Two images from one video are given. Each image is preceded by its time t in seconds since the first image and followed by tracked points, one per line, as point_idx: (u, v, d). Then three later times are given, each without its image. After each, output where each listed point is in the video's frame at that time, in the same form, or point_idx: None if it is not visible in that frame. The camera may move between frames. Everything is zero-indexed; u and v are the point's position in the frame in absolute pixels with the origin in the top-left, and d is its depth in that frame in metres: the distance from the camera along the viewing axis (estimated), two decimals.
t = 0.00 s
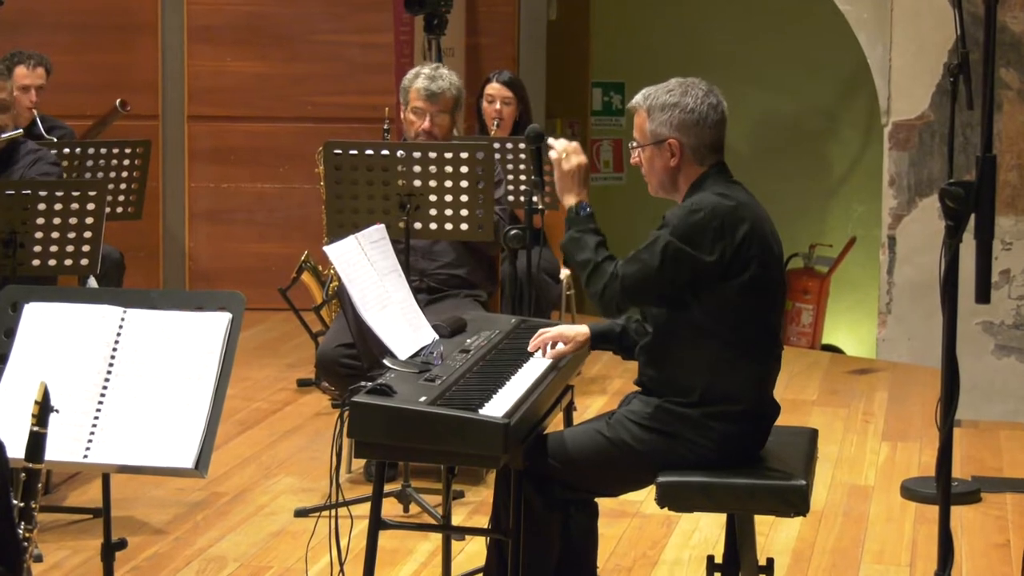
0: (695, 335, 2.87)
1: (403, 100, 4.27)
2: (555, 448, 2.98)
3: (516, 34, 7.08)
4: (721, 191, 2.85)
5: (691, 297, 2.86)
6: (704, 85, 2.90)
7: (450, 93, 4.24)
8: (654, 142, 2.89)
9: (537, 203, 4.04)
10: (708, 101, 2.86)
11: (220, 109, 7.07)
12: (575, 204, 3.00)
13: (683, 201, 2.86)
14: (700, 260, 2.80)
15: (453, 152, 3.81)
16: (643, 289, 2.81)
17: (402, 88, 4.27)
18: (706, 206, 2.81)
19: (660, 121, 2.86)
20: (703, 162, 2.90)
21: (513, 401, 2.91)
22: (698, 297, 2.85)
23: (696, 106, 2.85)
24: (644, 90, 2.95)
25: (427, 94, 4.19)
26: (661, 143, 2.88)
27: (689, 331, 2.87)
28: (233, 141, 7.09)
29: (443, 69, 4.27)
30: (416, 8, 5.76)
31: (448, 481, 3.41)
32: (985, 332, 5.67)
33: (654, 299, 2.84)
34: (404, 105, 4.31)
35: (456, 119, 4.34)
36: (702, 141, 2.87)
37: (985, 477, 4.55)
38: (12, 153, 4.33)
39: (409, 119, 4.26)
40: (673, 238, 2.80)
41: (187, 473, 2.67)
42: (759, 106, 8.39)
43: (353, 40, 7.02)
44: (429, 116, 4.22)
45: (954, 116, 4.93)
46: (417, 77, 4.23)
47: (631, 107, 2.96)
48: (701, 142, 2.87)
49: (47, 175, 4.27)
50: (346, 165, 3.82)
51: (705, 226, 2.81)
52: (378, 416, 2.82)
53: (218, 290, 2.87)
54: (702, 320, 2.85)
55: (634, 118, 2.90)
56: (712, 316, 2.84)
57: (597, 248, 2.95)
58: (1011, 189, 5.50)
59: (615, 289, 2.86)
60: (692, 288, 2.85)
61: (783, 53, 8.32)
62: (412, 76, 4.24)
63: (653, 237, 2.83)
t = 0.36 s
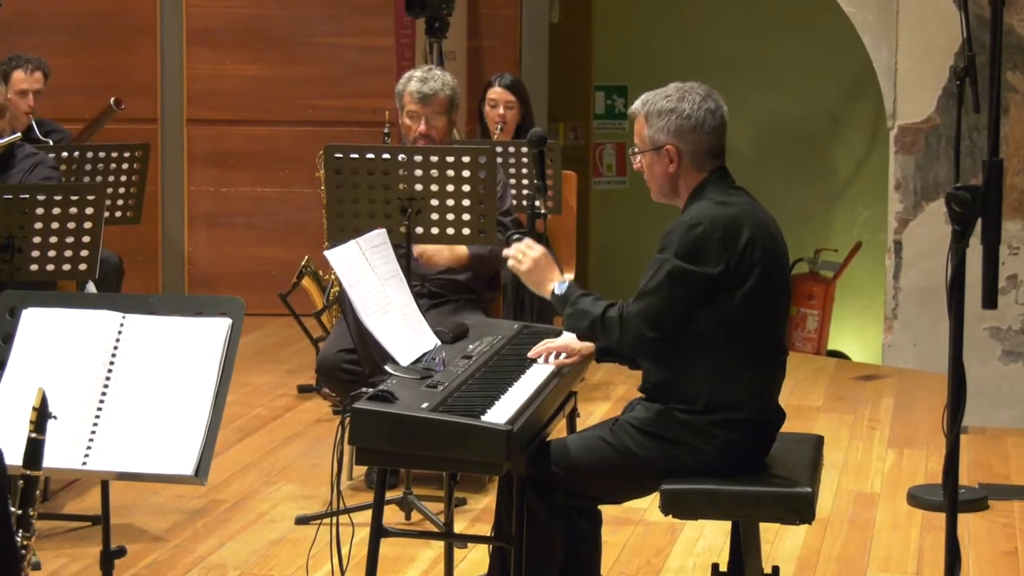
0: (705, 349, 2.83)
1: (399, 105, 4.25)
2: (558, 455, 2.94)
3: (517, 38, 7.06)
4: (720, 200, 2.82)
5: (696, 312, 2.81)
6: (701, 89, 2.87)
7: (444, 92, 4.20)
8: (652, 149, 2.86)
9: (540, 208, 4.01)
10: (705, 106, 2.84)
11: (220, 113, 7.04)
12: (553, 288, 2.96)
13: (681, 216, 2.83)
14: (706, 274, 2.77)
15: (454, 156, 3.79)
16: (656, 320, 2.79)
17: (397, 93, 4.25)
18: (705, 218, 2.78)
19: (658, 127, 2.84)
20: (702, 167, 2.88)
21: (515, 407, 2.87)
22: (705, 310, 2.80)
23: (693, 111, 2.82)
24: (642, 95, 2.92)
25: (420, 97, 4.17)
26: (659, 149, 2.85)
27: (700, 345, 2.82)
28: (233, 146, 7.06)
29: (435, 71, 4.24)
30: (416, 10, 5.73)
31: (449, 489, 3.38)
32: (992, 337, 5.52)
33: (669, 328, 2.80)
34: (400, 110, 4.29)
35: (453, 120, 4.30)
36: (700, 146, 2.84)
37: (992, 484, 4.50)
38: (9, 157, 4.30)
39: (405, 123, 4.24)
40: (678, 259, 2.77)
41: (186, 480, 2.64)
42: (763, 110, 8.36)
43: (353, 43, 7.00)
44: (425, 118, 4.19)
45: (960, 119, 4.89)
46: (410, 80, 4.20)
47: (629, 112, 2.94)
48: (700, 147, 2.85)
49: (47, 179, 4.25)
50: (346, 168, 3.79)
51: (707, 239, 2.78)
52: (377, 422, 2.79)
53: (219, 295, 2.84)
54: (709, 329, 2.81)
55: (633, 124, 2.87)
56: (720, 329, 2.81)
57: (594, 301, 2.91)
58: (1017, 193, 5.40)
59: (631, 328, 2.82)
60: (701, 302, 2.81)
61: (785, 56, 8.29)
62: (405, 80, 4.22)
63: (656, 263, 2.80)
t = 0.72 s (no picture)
0: (681, 349, 2.82)
1: (397, 111, 4.21)
2: (560, 463, 2.90)
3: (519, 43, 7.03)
4: (715, 207, 2.77)
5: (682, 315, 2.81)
6: (705, 94, 2.80)
7: (440, 95, 4.14)
8: (653, 151, 2.85)
9: (542, 213, 3.97)
10: (702, 113, 2.78)
11: (219, 117, 7.01)
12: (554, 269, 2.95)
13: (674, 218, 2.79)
14: (684, 280, 2.73)
15: (455, 161, 3.75)
16: (620, 309, 2.76)
17: (394, 99, 4.21)
18: (698, 225, 2.74)
19: (657, 130, 2.82)
20: (702, 172, 2.83)
21: (517, 415, 2.83)
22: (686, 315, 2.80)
23: (688, 117, 2.78)
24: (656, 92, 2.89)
25: (415, 102, 4.12)
26: (658, 153, 2.84)
27: (689, 349, 2.81)
28: (232, 150, 7.03)
29: (430, 75, 4.18)
30: (417, 14, 5.69)
31: (450, 497, 3.34)
32: (998, 345, 5.47)
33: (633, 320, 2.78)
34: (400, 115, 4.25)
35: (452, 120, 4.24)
36: (697, 152, 2.80)
37: (999, 493, 4.46)
38: (12, 162, 4.26)
39: (404, 129, 4.20)
40: (657, 258, 2.74)
41: (183, 488, 2.61)
42: (765, 115, 8.32)
43: (353, 47, 6.97)
44: (422, 123, 4.16)
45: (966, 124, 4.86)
46: (405, 86, 4.15)
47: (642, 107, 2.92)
48: (698, 154, 2.80)
49: (49, 184, 4.20)
50: (346, 174, 3.75)
51: (694, 246, 2.74)
52: (377, 429, 2.75)
53: (217, 301, 2.81)
54: (700, 338, 2.79)
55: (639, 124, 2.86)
56: (702, 336, 2.79)
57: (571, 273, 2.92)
58: None
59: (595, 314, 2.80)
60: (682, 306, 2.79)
61: (788, 60, 8.25)
62: (401, 85, 4.17)
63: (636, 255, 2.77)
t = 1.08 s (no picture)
0: (670, 337, 2.82)
1: (396, 113, 4.19)
2: (562, 469, 2.86)
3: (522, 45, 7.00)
4: (712, 208, 2.74)
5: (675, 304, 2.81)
6: (700, 95, 2.77)
7: (438, 96, 4.11)
8: (649, 156, 2.81)
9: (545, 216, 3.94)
10: (698, 115, 2.74)
11: (219, 119, 6.98)
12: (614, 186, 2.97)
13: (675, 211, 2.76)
14: (674, 274, 2.72)
15: (456, 163, 3.72)
16: (611, 281, 2.77)
17: (392, 101, 4.18)
18: (696, 225, 2.71)
19: (653, 135, 2.78)
20: (700, 176, 2.80)
21: (519, 420, 2.80)
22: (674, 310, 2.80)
23: (683, 121, 2.74)
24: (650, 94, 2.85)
25: (413, 104, 4.10)
26: (655, 157, 2.80)
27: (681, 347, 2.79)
28: (232, 153, 7.00)
29: (428, 76, 4.16)
30: (418, 15, 5.66)
31: (451, 504, 3.30)
32: (1004, 349, 5.43)
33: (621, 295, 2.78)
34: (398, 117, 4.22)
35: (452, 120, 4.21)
36: (694, 156, 2.76)
37: (1006, 499, 4.42)
38: (12, 166, 4.25)
39: (402, 131, 4.18)
40: (652, 245, 2.72)
41: (183, 494, 2.57)
42: (769, 117, 8.29)
43: (353, 48, 6.94)
44: (421, 125, 4.13)
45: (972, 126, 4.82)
46: (403, 88, 4.13)
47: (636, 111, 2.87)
48: (695, 157, 2.77)
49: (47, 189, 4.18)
50: (346, 176, 3.72)
51: (689, 243, 2.71)
52: (378, 435, 2.71)
53: (216, 305, 2.77)
54: (695, 341, 2.77)
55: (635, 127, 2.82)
56: (693, 336, 2.77)
57: (592, 216, 2.93)
58: None
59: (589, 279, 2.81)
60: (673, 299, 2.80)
61: (792, 63, 8.21)
62: (399, 87, 4.14)
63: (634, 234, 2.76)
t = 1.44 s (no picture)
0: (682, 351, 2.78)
1: (401, 115, 4.16)
2: (570, 474, 2.84)
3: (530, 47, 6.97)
4: (720, 218, 2.71)
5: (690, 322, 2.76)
6: (695, 103, 2.76)
7: (445, 98, 4.10)
8: (651, 171, 2.76)
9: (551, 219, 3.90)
10: (702, 123, 2.73)
11: (224, 122, 6.96)
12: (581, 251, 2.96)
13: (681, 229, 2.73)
14: (692, 293, 2.68)
15: (463, 167, 3.68)
16: (630, 319, 2.71)
17: (398, 103, 4.16)
18: (705, 237, 2.68)
19: (654, 151, 2.74)
20: (706, 185, 2.77)
21: (527, 425, 2.77)
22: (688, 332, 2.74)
23: (689, 131, 2.72)
24: (635, 114, 2.82)
25: (418, 105, 4.07)
26: (658, 171, 2.75)
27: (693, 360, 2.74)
28: (236, 156, 6.98)
29: (433, 77, 4.14)
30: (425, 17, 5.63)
31: (459, 510, 3.26)
32: (1017, 354, 5.38)
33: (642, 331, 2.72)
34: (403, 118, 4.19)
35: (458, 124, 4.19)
36: (700, 165, 2.74)
37: (1019, 505, 4.36)
38: (14, 170, 4.21)
39: (407, 132, 4.15)
40: (666, 269, 2.68)
41: (187, 501, 2.52)
42: (777, 121, 8.25)
43: (359, 50, 6.92)
44: (426, 126, 4.10)
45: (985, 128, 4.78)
46: (409, 89, 4.11)
47: (623, 135, 2.83)
48: (701, 166, 2.74)
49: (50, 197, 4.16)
50: (352, 180, 3.69)
51: (702, 256, 2.68)
52: (383, 441, 2.68)
53: (221, 310, 2.74)
54: (710, 354, 2.72)
55: (629, 146, 2.77)
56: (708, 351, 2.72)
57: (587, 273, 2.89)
58: None
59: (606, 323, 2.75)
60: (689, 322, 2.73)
61: (802, 66, 8.18)
62: (405, 89, 4.12)
63: (643, 266, 2.72)
